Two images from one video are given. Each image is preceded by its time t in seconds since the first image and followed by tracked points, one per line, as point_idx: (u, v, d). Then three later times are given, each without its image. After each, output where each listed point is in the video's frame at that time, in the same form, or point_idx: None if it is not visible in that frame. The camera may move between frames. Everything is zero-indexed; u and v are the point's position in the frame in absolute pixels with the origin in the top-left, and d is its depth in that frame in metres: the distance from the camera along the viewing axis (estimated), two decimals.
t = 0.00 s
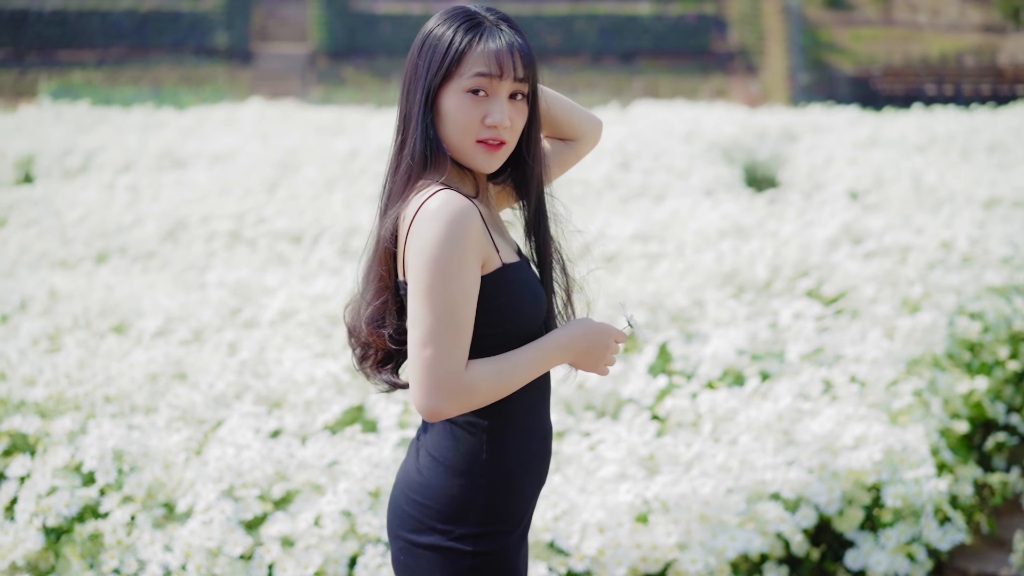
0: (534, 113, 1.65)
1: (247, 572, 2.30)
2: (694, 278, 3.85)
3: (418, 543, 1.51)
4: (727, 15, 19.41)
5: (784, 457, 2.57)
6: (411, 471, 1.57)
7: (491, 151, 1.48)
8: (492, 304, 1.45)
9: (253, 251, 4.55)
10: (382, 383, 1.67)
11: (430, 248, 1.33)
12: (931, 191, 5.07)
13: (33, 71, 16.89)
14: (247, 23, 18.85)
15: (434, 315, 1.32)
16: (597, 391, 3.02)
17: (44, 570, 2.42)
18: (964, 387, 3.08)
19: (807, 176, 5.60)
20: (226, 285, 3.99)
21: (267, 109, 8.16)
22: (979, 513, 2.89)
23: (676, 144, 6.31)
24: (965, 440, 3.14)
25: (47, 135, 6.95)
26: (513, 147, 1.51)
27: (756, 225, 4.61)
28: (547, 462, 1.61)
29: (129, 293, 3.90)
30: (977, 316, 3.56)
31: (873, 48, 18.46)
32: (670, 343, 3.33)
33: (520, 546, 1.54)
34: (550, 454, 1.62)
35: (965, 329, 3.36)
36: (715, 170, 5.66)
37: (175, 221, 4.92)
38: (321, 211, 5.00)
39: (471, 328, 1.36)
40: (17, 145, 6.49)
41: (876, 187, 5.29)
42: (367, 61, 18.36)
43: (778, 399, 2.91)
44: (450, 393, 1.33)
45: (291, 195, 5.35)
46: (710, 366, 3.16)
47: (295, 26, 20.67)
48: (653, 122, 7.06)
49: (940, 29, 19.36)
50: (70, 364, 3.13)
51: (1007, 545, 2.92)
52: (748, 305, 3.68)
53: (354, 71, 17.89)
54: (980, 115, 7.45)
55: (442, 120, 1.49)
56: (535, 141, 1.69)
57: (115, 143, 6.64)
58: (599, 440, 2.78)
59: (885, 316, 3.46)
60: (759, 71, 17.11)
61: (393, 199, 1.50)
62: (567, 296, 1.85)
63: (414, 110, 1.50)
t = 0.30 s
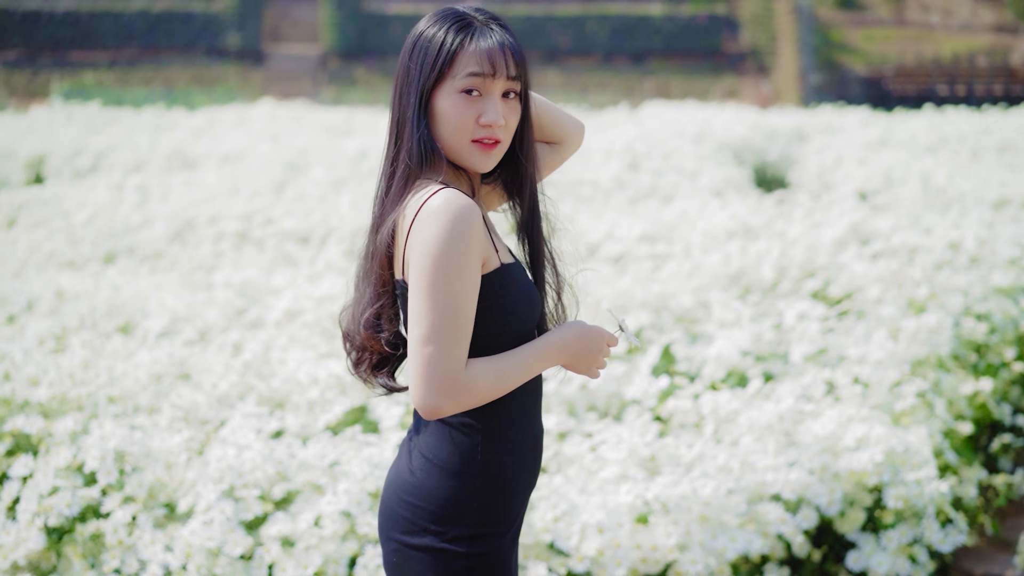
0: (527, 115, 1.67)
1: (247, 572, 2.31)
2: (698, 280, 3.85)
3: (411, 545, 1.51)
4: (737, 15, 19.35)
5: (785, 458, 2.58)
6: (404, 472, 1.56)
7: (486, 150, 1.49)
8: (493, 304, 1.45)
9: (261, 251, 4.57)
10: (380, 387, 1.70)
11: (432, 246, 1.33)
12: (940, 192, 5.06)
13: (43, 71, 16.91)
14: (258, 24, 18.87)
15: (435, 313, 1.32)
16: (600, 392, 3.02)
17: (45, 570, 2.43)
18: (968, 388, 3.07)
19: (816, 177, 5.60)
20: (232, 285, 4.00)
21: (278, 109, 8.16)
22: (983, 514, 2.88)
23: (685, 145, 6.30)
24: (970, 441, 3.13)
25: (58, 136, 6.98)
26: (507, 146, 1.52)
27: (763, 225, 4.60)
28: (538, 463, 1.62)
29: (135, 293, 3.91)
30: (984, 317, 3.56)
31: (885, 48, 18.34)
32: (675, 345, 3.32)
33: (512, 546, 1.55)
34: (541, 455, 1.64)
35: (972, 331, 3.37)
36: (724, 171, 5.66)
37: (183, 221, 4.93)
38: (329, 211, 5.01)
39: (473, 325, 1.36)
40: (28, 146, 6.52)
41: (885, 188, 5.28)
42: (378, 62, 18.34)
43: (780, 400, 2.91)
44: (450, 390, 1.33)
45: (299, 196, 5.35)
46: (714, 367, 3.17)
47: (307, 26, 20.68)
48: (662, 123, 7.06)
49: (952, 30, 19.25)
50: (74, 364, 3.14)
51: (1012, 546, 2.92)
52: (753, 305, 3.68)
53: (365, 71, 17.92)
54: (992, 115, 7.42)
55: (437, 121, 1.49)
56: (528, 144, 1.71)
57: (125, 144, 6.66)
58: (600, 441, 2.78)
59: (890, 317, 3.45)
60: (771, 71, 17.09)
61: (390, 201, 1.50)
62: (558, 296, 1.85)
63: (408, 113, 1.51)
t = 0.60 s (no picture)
0: (518, 118, 1.69)
1: (245, 573, 2.31)
2: (702, 281, 3.85)
3: (403, 548, 1.51)
4: (748, 16, 19.35)
5: (785, 460, 2.58)
6: (395, 474, 1.56)
7: (480, 150, 1.50)
8: (492, 304, 1.46)
9: (268, 251, 4.57)
10: (371, 389, 1.70)
11: (431, 246, 1.33)
12: (948, 193, 5.05)
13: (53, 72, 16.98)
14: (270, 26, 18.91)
15: (434, 313, 1.32)
16: (602, 393, 3.03)
17: (46, 570, 2.43)
18: (971, 390, 3.06)
19: (824, 178, 5.60)
20: (237, 287, 4.01)
21: (288, 110, 8.17)
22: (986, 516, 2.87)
23: (694, 146, 6.30)
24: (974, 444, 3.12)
25: (69, 136, 7.00)
26: (501, 146, 1.53)
27: (769, 227, 4.60)
28: (529, 464, 1.63)
29: (140, 294, 3.92)
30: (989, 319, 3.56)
31: (894, 50, 18.29)
32: (678, 347, 3.33)
33: (503, 547, 1.56)
34: (531, 457, 1.65)
35: (977, 333, 3.37)
36: (732, 173, 5.66)
37: (191, 222, 4.94)
38: (336, 212, 5.02)
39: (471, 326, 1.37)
40: (36, 146, 6.54)
41: (893, 189, 5.27)
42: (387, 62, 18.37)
43: (781, 402, 2.91)
44: (450, 390, 1.34)
45: (307, 196, 5.36)
46: (716, 369, 3.17)
47: (318, 28, 20.73)
48: (671, 124, 7.06)
49: (963, 32, 19.19)
50: (77, 365, 3.15)
51: (1016, 549, 2.92)
52: (757, 307, 3.68)
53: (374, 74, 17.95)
54: (1003, 116, 7.39)
55: (431, 123, 1.50)
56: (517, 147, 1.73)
57: (134, 144, 6.68)
58: (600, 442, 2.78)
59: (894, 319, 3.45)
60: (781, 72, 17.09)
61: (384, 204, 1.50)
62: (548, 298, 1.86)
63: (401, 115, 1.51)
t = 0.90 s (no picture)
0: (512, 120, 1.69)
1: (247, 573, 2.31)
2: (710, 282, 3.84)
3: (398, 550, 1.51)
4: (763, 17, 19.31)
5: (788, 462, 2.57)
6: (389, 476, 1.56)
7: (477, 150, 1.50)
8: (489, 305, 1.46)
9: (278, 252, 4.58)
10: (365, 392, 1.70)
11: (430, 248, 1.34)
12: (961, 194, 5.02)
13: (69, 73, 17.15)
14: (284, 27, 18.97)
15: (434, 313, 1.32)
16: (607, 394, 3.03)
17: (49, 570, 2.44)
18: (978, 392, 3.03)
19: (836, 180, 5.58)
20: (246, 287, 4.01)
21: (302, 111, 8.19)
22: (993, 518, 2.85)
23: (706, 147, 6.29)
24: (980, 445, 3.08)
25: (83, 136, 7.05)
26: (497, 146, 1.54)
27: (779, 228, 4.59)
28: (522, 466, 1.63)
29: (149, 294, 3.93)
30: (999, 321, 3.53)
31: (909, 50, 18.21)
32: (684, 348, 3.34)
33: (497, 548, 1.57)
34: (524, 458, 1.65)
35: (986, 335, 3.35)
36: (744, 174, 5.65)
37: (202, 222, 4.95)
38: (346, 212, 5.02)
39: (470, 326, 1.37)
40: (50, 146, 6.58)
41: (906, 190, 5.24)
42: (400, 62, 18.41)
43: (786, 403, 2.90)
44: (450, 390, 1.34)
45: (317, 196, 5.36)
46: (723, 370, 3.17)
47: (332, 27, 20.79)
48: (684, 125, 7.06)
49: (978, 32, 19.07)
50: (84, 365, 3.16)
51: None
52: (764, 308, 3.67)
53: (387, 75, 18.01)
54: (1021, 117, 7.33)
55: (427, 124, 1.50)
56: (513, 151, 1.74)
57: (147, 144, 6.71)
58: (604, 444, 2.78)
59: (901, 320, 3.44)
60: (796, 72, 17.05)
61: (381, 206, 1.51)
62: (541, 302, 1.88)
63: (397, 117, 1.51)
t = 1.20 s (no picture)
0: (507, 120, 1.70)
1: (248, 573, 2.31)
2: (716, 283, 3.83)
3: (393, 551, 1.51)
4: (776, 17, 19.27)
5: (791, 463, 2.57)
6: (384, 476, 1.56)
7: (472, 150, 1.51)
8: (485, 305, 1.46)
9: (286, 252, 4.58)
10: (360, 393, 1.70)
11: (427, 247, 1.34)
12: (971, 196, 4.99)
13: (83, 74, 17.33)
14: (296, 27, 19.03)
15: (430, 312, 1.32)
16: (610, 395, 3.03)
17: (52, 568, 2.44)
18: (984, 394, 3.04)
19: (847, 181, 5.56)
20: (253, 286, 4.01)
21: (313, 111, 8.21)
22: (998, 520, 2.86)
23: (716, 147, 6.27)
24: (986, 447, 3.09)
25: (95, 136, 7.09)
26: (492, 146, 1.54)
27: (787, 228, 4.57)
28: (517, 467, 1.63)
29: (156, 294, 3.94)
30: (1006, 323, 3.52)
31: (921, 52, 18.13)
32: (688, 348, 3.35)
33: (491, 549, 1.56)
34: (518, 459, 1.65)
35: (993, 336, 3.34)
36: (754, 175, 5.65)
37: (211, 222, 4.95)
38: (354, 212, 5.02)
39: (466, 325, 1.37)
40: (61, 146, 6.61)
41: (917, 191, 5.21)
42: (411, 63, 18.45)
43: (789, 404, 2.90)
44: (446, 390, 1.34)
45: (326, 195, 5.36)
46: (728, 371, 3.17)
47: (345, 28, 20.85)
48: (694, 125, 7.06)
49: (991, 33, 18.98)
50: (89, 364, 3.16)
51: None
52: (770, 309, 3.66)
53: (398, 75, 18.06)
54: None
55: (422, 124, 1.50)
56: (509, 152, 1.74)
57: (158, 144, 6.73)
58: (607, 444, 2.78)
59: (908, 322, 3.43)
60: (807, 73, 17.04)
61: (377, 206, 1.51)
62: (535, 304, 1.89)
63: (392, 117, 1.51)
